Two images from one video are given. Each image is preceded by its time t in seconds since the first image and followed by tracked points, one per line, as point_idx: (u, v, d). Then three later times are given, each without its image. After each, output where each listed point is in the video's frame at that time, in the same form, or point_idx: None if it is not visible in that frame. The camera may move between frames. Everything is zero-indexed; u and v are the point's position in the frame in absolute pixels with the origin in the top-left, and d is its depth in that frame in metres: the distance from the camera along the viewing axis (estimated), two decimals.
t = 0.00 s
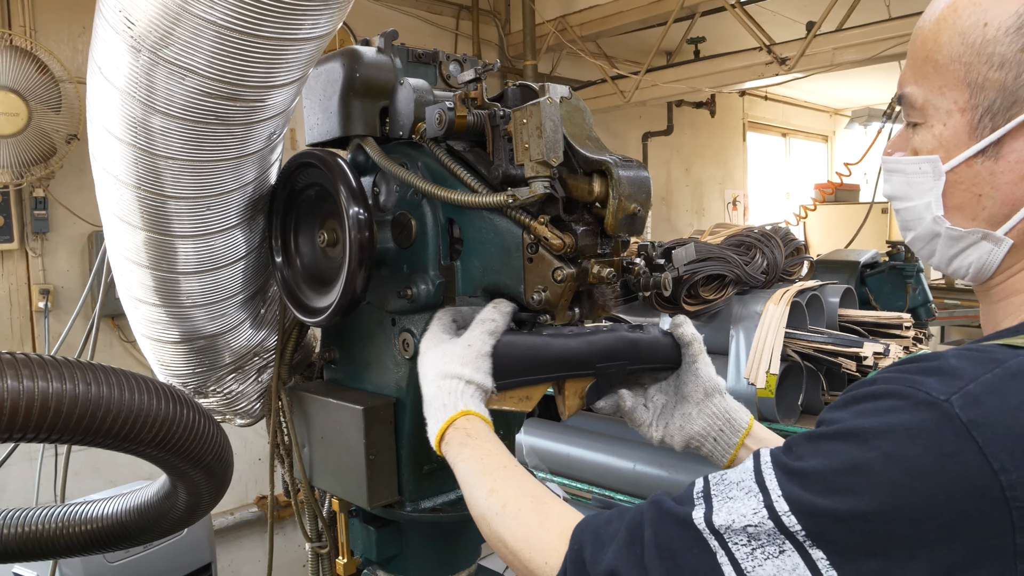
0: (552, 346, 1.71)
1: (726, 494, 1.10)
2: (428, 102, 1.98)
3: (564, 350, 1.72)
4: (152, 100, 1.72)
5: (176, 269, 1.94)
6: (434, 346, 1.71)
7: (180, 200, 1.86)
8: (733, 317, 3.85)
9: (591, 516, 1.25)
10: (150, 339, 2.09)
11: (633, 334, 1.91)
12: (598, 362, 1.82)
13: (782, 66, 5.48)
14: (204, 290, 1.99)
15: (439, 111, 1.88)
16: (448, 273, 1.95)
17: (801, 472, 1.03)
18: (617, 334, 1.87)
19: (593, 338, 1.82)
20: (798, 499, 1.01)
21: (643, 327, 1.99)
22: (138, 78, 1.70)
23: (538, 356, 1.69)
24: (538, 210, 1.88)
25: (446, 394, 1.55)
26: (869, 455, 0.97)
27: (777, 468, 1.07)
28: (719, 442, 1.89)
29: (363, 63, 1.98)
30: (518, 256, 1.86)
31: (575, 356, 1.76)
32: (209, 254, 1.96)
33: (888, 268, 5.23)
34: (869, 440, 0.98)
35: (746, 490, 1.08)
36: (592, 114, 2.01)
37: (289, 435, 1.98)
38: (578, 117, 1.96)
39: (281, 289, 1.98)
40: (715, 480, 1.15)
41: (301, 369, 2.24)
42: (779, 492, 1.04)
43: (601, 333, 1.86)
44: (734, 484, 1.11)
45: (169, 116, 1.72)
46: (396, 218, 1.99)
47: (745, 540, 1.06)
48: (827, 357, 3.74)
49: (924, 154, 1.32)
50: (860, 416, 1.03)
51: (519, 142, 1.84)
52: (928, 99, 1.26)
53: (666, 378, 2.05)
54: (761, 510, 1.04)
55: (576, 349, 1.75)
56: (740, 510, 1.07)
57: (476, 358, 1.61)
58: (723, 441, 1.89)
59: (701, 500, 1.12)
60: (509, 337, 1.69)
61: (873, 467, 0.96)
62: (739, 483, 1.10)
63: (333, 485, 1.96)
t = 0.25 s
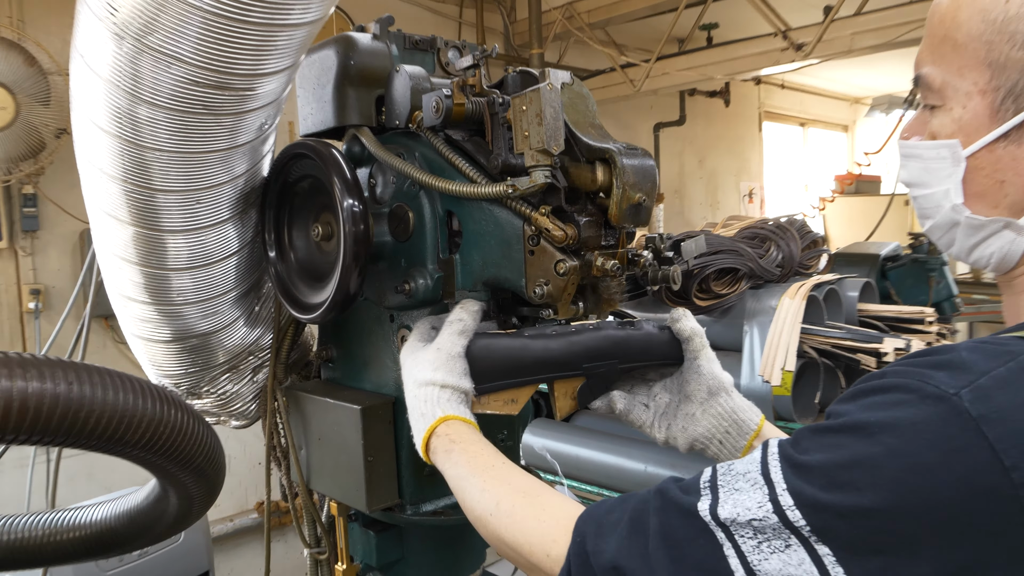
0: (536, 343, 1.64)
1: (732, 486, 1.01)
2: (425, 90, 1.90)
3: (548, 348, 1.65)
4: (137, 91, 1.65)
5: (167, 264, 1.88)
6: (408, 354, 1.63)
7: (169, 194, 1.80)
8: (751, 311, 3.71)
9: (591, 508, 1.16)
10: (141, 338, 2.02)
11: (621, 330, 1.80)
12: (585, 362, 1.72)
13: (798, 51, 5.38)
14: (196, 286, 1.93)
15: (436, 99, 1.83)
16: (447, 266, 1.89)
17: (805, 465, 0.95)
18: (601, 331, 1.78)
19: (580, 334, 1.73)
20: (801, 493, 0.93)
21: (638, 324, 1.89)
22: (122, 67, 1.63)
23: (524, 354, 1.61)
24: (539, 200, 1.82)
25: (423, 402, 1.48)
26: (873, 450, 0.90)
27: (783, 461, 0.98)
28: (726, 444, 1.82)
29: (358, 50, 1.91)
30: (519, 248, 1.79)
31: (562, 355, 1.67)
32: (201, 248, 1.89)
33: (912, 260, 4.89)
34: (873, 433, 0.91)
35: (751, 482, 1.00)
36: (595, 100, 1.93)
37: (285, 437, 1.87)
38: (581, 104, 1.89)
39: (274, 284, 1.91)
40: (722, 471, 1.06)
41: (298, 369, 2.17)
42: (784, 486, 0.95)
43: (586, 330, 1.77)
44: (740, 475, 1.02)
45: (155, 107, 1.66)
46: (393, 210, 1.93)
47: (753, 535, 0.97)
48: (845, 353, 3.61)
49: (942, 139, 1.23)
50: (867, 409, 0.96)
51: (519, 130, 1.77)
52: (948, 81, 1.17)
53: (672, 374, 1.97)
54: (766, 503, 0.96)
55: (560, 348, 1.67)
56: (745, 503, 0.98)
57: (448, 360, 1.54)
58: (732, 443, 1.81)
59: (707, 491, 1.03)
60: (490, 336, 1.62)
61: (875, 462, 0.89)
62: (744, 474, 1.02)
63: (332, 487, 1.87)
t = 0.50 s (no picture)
0: (514, 355, 1.42)
1: (756, 502, 1.02)
2: (407, 59, 1.67)
3: (527, 360, 1.43)
4: (69, 61, 1.39)
5: (113, 263, 1.62)
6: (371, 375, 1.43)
7: (112, 182, 1.54)
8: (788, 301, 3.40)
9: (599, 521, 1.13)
10: (85, 350, 1.74)
11: (614, 336, 1.57)
12: (574, 373, 1.49)
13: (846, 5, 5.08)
14: (148, 288, 1.67)
15: (418, 69, 1.59)
16: (434, 261, 1.64)
17: (837, 482, 0.95)
18: (589, 338, 1.54)
19: (565, 340, 1.50)
20: (831, 512, 0.93)
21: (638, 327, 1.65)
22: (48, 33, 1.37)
23: (500, 365, 1.40)
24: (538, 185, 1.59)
25: (387, 432, 1.32)
26: (911, 465, 0.90)
27: (811, 475, 0.98)
28: (746, 459, 1.64)
29: (329, 14, 1.66)
30: (516, 239, 1.56)
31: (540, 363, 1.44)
32: (151, 244, 1.64)
33: (977, 243, 4.68)
34: (911, 448, 0.91)
35: (777, 498, 1.00)
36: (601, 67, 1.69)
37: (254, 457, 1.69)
38: (585, 72, 1.64)
39: (237, 285, 1.68)
40: (744, 482, 1.06)
41: (268, 383, 1.89)
42: (810, 505, 0.96)
43: (571, 335, 1.53)
44: (765, 489, 1.03)
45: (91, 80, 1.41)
46: (372, 197, 1.68)
47: (776, 555, 0.97)
48: (897, 352, 3.31)
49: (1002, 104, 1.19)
50: (906, 418, 0.96)
51: (513, 103, 1.54)
52: (1007, 39, 1.13)
53: (681, 380, 1.77)
54: (791, 524, 0.96)
55: (543, 360, 1.45)
56: (770, 522, 0.98)
57: (411, 381, 1.34)
58: (752, 459, 1.64)
59: (729, 505, 1.03)
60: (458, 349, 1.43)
61: (915, 478, 0.89)
62: (770, 488, 1.02)
63: (308, 517, 1.64)
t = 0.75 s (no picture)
0: (495, 367, 1.21)
1: (779, 560, 0.87)
2: (388, 20, 1.47)
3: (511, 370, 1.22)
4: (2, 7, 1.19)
5: (49, 246, 1.37)
6: (327, 391, 1.22)
7: (51, 149, 1.31)
8: (821, 303, 2.83)
9: None
10: (15, 351, 1.49)
11: (613, 342, 1.34)
12: (568, 387, 1.28)
13: None
14: (92, 276, 1.43)
15: (399, 31, 1.39)
16: (416, 252, 1.44)
17: (873, 530, 0.81)
18: (585, 346, 1.31)
19: (552, 349, 1.28)
20: (870, 569, 0.78)
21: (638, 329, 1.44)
22: None
23: (483, 378, 1.19)
24: (536, 167, 1.39)
25: (352, 463, 1.12)
26: (958, 510, 0.77)
27: (842, 525, 0.84)
28: (758, 484, 1.44)
29: None
30: (509, 228, 1.35)
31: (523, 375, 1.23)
32: (94, 224, 1.40)
33: None
34: (957, 489, 0.78)
35: (804, 554, 0.86)
36: (611, 37, 1.47)
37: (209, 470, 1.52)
38: (591, 39, 1.43)
39: (190, 275, 1.48)
40: (764, 536, 0.91)
41: (225, 388, 1.69)
42: (844, 562, 0.81)
43: (561, 342, 1.31)
44: (788, 544, 0.88)
45: (29, 31, 1.20)
46: (346, 177, 1.48)
47: None
48: (945, 364, 2.62)
49: None
50: (950, 453, 0.83)
51: (508, 73, 1.33)
52: None
53: (686, 392, 1.57)
54: None
55: (532, 373, 1.23)
56: None
57: (380, 401, 1.13)
58: (765, 484, 1.43)
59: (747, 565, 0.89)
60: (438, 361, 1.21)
61: (961, 527, 0.76)
62: (794, 544, 0.88)
63: (267, 540, 1.44)
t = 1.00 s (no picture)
0: (518, 371, 0.96)
1: None
2: None
3: (538, 373, 0.97)
4: None
5: None
6: (309, 412, 0.94)
7: None
8: (869, 304, 2.04)
9: None
10: None
11: (647, 344, 1.10)
12: (599, 398, 1.03)
13: None
14: (40, 271, 1.23)
15: None
16: (409, 241, 1.26)
17: None
18: (616, 346, 1.07)
19: (580, 352, 1.02)
20: None
21: (661, 330, 1.18)
22: None
23: (506, 390, 0.93)
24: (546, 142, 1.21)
25: (351, 510, 0.85)
26: None
27: None
28: (791, 503, 1.22)
29: None
30: (516, 212, 1.18)
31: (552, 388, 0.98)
32: (43, 211, 1.21)
33: None
34: None
35: None
36: None
37: (173, 493, 1.33)
38: None
39: (151, 267, 1.30)
40: None
41: (192, 398, 1.54)
42: None
43: (588, 343, 1.06)
44: None
45: None
46: (330, 157, 1.31)
47: None
48: None
49: None
50: None
51: (512, 35, 1.15)
52: None
53: (706, 397, 1.32)
54: None
55: (566, 383, 0.99)
56: None
57: (389, 430, 0.86)
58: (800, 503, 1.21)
59: None
60: (451, 371, 0.94)
61: None
62: None
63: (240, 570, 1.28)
